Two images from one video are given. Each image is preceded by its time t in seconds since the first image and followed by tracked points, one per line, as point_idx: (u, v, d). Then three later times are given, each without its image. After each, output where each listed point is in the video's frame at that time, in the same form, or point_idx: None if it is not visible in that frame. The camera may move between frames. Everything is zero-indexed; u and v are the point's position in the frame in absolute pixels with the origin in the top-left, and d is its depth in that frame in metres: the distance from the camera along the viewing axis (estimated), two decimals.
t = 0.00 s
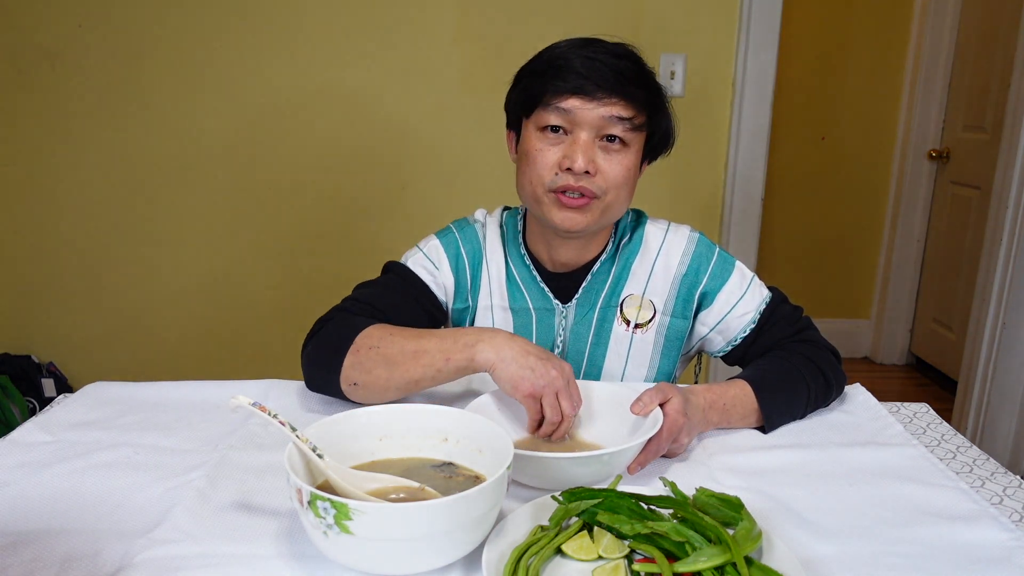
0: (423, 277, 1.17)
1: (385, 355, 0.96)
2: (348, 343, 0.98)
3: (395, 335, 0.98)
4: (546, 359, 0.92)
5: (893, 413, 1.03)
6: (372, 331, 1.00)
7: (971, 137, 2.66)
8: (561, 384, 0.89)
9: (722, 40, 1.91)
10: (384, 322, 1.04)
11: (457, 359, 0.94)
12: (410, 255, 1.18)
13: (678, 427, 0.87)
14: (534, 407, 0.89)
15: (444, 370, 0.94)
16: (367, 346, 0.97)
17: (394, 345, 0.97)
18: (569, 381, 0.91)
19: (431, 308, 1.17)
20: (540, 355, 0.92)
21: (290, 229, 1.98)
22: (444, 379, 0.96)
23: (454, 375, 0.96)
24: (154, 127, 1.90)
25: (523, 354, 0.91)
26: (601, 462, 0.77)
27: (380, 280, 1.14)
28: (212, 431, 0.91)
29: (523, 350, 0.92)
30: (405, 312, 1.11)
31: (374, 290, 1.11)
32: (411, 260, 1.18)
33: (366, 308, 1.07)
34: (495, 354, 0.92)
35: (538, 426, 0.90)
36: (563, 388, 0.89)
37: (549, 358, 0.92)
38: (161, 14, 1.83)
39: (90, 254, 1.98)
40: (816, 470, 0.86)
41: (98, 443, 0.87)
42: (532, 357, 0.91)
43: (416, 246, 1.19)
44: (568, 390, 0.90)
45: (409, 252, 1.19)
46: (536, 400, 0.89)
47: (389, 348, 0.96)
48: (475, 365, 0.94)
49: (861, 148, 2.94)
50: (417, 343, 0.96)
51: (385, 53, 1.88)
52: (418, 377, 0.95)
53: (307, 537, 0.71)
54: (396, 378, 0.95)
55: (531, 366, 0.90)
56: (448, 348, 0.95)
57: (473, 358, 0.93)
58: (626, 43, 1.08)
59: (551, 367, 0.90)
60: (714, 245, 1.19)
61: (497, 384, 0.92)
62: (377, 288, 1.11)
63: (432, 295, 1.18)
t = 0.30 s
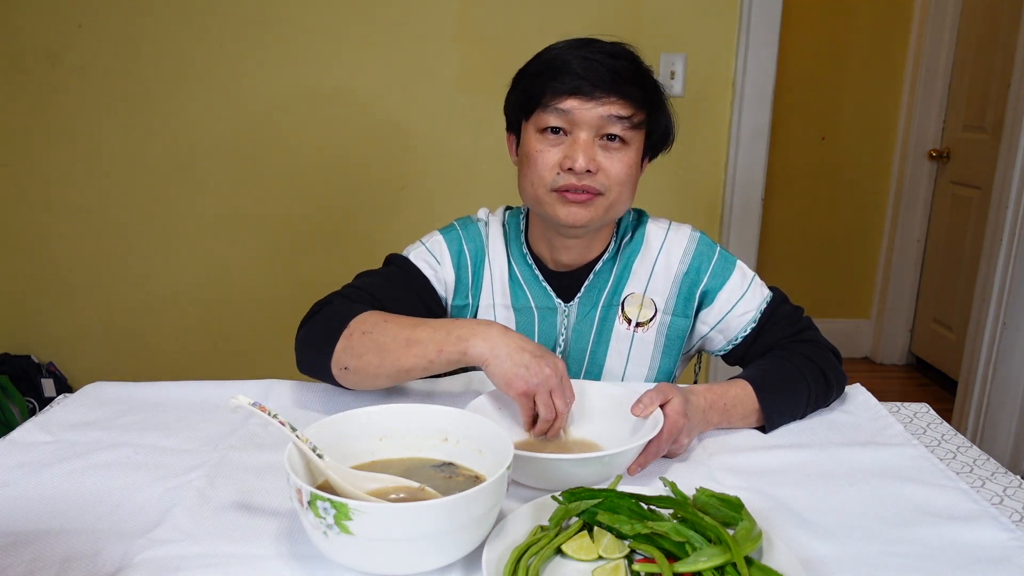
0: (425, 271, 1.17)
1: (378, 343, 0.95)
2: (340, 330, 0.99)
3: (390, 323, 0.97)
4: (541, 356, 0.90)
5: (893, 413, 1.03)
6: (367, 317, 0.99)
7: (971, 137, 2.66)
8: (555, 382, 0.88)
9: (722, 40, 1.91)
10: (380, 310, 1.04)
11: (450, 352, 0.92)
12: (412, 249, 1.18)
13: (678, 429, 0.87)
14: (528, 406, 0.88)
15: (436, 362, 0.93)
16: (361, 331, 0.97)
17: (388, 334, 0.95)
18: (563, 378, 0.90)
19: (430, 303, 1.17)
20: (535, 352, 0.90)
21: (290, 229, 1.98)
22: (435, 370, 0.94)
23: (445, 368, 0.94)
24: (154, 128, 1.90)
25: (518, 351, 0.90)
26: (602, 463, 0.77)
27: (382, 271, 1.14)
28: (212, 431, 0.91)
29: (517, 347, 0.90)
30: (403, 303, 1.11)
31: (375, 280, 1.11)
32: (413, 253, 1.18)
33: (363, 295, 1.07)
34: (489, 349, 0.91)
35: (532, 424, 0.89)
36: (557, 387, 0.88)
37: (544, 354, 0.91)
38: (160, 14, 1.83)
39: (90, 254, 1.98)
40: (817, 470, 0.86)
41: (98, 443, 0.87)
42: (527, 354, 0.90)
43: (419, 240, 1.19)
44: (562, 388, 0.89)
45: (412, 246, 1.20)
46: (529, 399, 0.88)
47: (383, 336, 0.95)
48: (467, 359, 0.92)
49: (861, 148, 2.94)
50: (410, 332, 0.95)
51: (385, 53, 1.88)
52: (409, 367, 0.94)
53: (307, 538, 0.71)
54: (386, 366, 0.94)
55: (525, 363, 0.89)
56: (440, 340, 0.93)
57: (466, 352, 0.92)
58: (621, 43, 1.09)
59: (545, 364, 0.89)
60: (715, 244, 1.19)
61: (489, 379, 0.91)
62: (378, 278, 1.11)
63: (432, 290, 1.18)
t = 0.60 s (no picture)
0: (426, 268, 1.17)
1: (378, 338, 0.94)
2: (338, 321, 0.97)
3: (390, 317, 0.96)
4: (541, 356, 0.90)
5: (892, 413, 1.03)
6: (366, 309, 0.98)
7: (971, 137, 2.66)
8: (555, 383, 0.88)
9: (722, 40, 1.91)
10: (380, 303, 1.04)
11: (450, 350, 0.91)
12: (414, 246, 1.19)
13: (677, 429, 0.87)
14: (527, 406, 0.88)
15: (435, 359, 0.92)
16: (361, 324, 0.95)
17: (388, 328, 0.94)
18: (563, 378, 0.90)
19: (432, 300, 1.17)
20: (535, 351, 0.90)
21: (290, 229, 1.98)
22: (433, 366, 0.93)
23: (444, 364, 0.93)
24: (153, 127, 1.90)
25: (519, 351, 0.89)
26: (604, 461, 0.77)
27: (383, 266, 1.14)
28: (212, 431, 0.91)
29: (518, 347, 0.90)
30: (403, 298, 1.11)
31: (376, 274, 1.11)
32: (414, 250, 1.18)
33: (363, 288, 1.06)
34: (489, 349, 0.90)
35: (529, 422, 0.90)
36: (557, 387, 0.88)
37: (544, 354, 0.90)
38: (160, 14, 1.83)
39: (90, 254, 1.98)
40: (816, 470, 0.86)
41: (98, 443, 0.87)
42: (527, 354, 0.89)
43: (420, 238, 1.20)
44: (561, 388, 0.89)
45: (413, 244, 1.20)
46: (529, 399, 0.88)
47: (383, 330, 0.94)
48: (467, 357, 0.91)
49: (860, 148, 2.94)
50: (411, 328, 0.93)
51: (384, 53, 1.88)
52: (408, 362, 0.93)
53: (306, 538, 0.71)
54: (385, 361, 0.93)
55: (526, 364, 0.88)
56: (441, 336, 0.92)
57: (466, 351, 0.91)
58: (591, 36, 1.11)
59: (546, 365, 0.89)
60: (715, 241, 1.19)
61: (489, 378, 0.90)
62: (378, 272, 1.12)
63: (433, 287, 1.18)
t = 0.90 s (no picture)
0: (426, 260, 1.17)
1: (376, 326, 0.92)
2: (338, 308, 0.96)
3: (390, 306, 0.94)
4: (541, 353, 0.89)
5: (892, 413, 1.03)
6: (367, 298, 0.96)
7: (971, 137, 2.66)
8: (553, 381, 0.88)
9: (721, 40, 1.91)
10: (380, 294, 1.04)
11: (449, 342, 0.90)
12: (414, 239, 1.18)
13: (678, 433, 0.87)
14: (524, 403, 0.88)
15: (433, 351, 0.90)
16: (359, 312, 0.94)
17: (387, 317, 0.93)
18: (561, 376, 0.89)
19: (430, 293, 1.16)
20: (535, 348, 0.89)
21: (290, 229, 1.98)
22: (429, 359, 0.92)
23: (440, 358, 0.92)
24: (153, 127, 1.90)
25: (518, 347, 0.88)
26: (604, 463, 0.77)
27: (383, 257, 1.13)
28: (212, 431, 0.91)
29: (519, 342, 0.89)
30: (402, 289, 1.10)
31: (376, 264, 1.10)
32: (415, 243, 1.17)
33: (363, 277, 1.05)
34: (489, 342, 0.89)
35: (525, 417, 0.89)
36: (555, 386, 0.88)
37: (544, 351, 0.89)
38: (160, 13, 1.83)
39: (90, 254, 1.98)
40: (816, 470, 0.86)
41: (99, 443, 0.87)
42: (527, 351, 0.88)
43: (420, 232, 1.19)
44: (559, 385, 0.89)
45: (413, 237, 1.19)
46: (527, 396, 0.88)
47: (382, 318, 0.93)
48: (465, 351, 0.90)
49: (860, 148, 2.94)
50: (410, 318, 0.92)
51: (384, 52, 1.88)
52: (404, 352, 0.91)
53: (306, 538, 0.71)
54: (381, 349, 0.91)
55: (527, 360, 0.88)
56: (440, 329, 0.91)
57: (464, 344, 0.90)
58: (621, 45, 1.08)
59: (546, 363, 0.88)
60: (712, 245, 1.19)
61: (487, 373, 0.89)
62: (379, 263, 1.10)
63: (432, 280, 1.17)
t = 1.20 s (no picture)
0: (431, 260, 1.16)
1: (375, 324, 0.92)
2: (339, 304, 0.96)
3: (391, 303, 0.94)
4: (541, 357, 0.88)
5: (892, 413, 1.03)
6: (368, 295, 0.96)
7: (971, 137, 2.66)
8: (553, 386, 0.88)
9: (721, 40, 1.91)
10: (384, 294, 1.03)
11: (447, 345, 0.89)
12: (418, 237, 1.17)
13: (678, 435, 0.87)
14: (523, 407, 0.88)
15: (431, 353, 0.90)
16: (359, 308, 0.94)
17: (387, 316, 0.92)
18: (561, 381, 0.89)
19: (433, 291, 1.15)
20: (535, 352, 0.88)
21: (290, 229, 1.98)
22: (428, 360, 0.92)
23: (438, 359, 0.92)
24: (153, 127, 1.90)
25: (518, 351, 0.88)
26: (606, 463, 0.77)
27: (386, 255, 1.13)
28: (212, 431, 0.91)
29: (519, 347, 0.88)
30: (406, 288, 1.09)
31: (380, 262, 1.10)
32: (418, 241, 1.17)
33: (367, 275, 1.05)
34: (488, 347, 0.89)
35: (524, 417, 0.90)
36: (555, 391, 0.88)
37: (545, 354, 0.89)
38: (160, 13, 1.83)
39: (89, 254, 1.98)
40: (817, 470, 0.86)
41: (98, 443, 0.87)
42: (527, 356, 0.88)
43: (424, 230, 1.19)
44: (558, 390, 0.89)
45: (417, 235, 1.19)
46: (526, 400, 0.88)
47: (381, 316, 0.93)
48: (463, 353, 0.89)
49: (860, 148, 2.94)
50: (409, 317, 0.92)
51: (384, 52, 1.88)
52: (402, 352, 0.91)
53: (306, 538, 0.71)
54: (379, 348, 0.91)
55: (526, 366, 0.87)
56: (439, 330, 0.90)
57: (463, 347, 0.89)
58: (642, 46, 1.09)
59: (546, 368, 0.88)
60: (715, 244, 1.19)
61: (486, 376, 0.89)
62: (383, 260, 1.10)
63: (436, 279, 1.17)
